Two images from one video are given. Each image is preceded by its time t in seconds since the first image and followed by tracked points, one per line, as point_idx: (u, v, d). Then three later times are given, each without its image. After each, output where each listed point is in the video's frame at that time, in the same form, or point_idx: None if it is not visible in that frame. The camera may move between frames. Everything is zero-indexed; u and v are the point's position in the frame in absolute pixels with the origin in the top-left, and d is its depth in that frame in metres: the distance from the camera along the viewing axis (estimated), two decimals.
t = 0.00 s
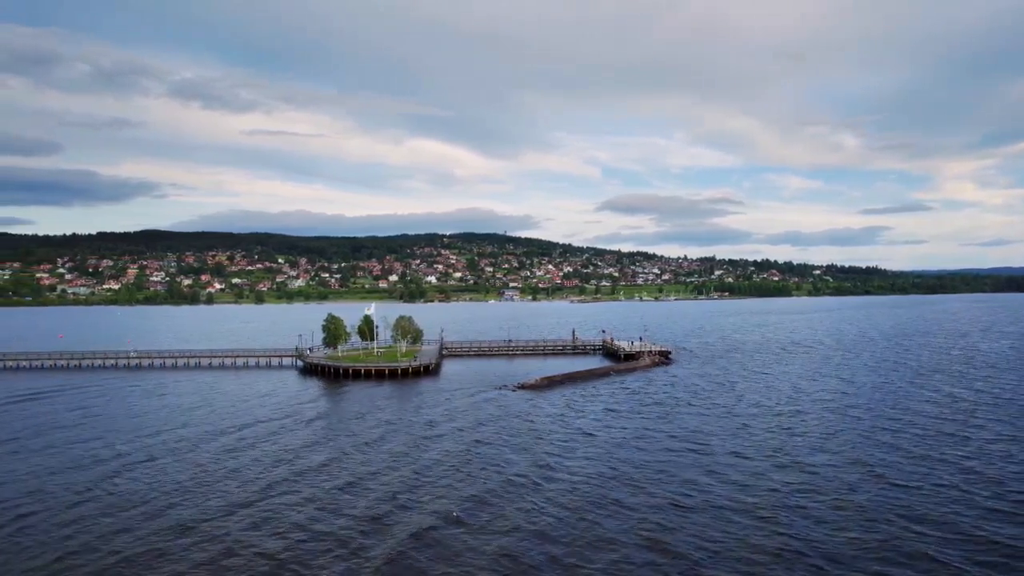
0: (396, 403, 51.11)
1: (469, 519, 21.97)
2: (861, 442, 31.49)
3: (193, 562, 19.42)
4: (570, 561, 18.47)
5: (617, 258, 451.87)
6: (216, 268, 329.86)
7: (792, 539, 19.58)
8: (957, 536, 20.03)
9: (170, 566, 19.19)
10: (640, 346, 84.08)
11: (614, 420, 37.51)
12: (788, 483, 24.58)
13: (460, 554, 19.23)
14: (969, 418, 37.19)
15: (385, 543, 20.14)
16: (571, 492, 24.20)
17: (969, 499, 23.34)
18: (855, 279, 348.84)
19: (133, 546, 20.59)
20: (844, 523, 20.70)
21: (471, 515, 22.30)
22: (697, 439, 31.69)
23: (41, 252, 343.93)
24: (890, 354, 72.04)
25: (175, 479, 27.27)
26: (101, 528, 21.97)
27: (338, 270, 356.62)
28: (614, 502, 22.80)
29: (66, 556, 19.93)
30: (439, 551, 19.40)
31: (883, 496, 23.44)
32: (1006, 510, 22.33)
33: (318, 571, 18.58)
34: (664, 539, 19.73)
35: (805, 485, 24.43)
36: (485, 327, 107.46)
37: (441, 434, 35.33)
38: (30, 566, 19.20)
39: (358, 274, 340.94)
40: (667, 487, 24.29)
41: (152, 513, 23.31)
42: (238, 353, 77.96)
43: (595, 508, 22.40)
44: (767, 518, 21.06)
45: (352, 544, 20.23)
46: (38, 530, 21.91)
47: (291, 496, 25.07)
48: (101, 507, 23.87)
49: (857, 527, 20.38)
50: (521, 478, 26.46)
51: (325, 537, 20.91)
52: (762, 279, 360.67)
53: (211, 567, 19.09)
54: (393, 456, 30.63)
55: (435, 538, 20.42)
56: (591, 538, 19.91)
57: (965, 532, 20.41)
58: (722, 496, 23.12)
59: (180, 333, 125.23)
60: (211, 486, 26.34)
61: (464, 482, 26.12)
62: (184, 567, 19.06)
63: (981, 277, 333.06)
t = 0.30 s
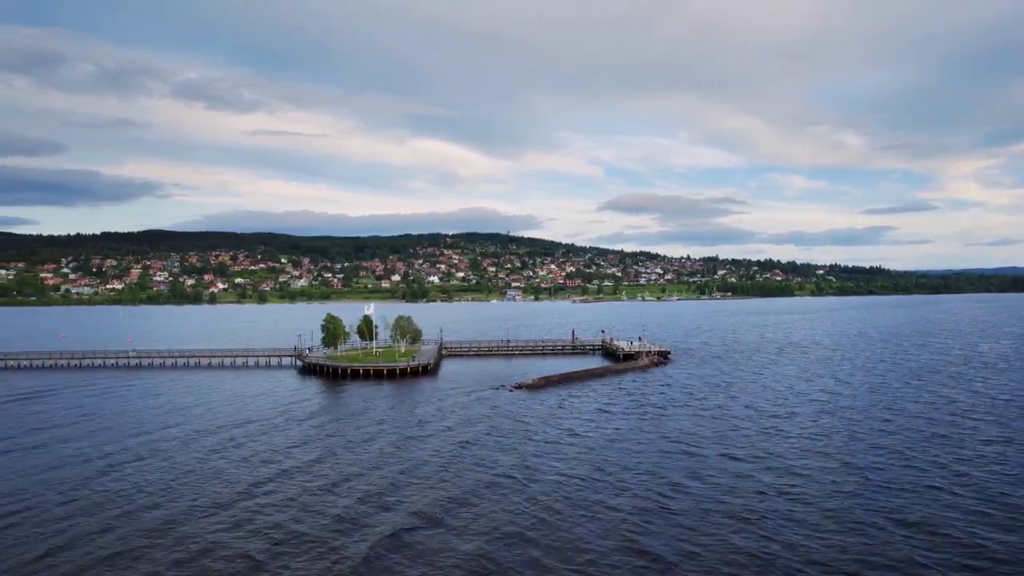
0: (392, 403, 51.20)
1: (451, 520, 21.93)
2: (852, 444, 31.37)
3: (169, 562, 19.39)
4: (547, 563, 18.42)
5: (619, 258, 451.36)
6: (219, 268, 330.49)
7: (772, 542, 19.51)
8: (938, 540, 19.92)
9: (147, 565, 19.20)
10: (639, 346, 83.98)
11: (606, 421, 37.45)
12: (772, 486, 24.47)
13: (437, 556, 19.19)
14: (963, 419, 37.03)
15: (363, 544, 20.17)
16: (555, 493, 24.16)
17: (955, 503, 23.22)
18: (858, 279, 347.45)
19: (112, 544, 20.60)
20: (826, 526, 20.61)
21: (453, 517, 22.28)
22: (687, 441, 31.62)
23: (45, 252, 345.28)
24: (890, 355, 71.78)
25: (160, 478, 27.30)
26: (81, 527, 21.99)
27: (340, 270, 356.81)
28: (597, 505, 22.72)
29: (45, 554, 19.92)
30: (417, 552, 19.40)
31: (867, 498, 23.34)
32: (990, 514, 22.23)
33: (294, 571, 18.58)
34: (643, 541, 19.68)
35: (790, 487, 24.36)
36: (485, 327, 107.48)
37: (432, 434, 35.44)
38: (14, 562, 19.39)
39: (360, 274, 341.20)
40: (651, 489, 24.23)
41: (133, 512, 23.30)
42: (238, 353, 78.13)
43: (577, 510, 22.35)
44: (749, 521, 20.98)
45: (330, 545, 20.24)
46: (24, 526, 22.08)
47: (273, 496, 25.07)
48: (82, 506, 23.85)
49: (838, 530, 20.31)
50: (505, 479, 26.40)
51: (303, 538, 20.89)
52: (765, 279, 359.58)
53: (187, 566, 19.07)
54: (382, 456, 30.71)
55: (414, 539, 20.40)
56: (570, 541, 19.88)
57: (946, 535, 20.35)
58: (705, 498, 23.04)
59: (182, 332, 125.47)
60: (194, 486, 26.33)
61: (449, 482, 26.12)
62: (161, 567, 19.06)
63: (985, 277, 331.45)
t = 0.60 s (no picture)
0: (387, 403, 51.29)
1: (432, 521, 21.93)
2: (843, 445, 31.25)
3: (147, 562, 19.44)
4: (525, 566, 18.38)
5: (623, 258, 450.80)
6: (222, 268, 331.19)
7: (753, 545, 19.45)
8: (921, 543, 19.82)
9: (125, 565, 19.24)
10: (638, 346, 83.86)
11: (598, 421, 37.39)
12: (758, 488, 24.41)
13: (415, 557, 19.20)
14: (957, 420, 36.86)
15: (341, 545, 20.21)
16: (539, 495, 24.13)
17: (941, 506, 23.10)
18: (862, 280, 346.31)
19: (92, 544, 20.68)
20: (809, 529, 20.54)
21: (435, 518, 22.27)
22: (676, 441, 31.54)
23: (49, 252, 346.62)
24: (889, 355, 71.52)
25: (146, 477, 27.39)
26: (63, 526, 22.06)
27: (343, 270, 357.08)
28: (581, 506, 22.69)
29: (25, 553, 19.99)
30: (395, 554, 19.40)
31: (853, 500, 23.25)
32: (976, 518, 22.11)
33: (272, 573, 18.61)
34: (623, 543, 19.65)
35: (776, 489, 24.28)
36: (485, 327, 107.51)
37: (424, 434, 35.50)
38: None
39: (363, 274, 341.47)
40: (636, 490, 24.19)
41: (116, 511, 23.36)
42: (237, 353, 78.30)
43: (560, 512, 22.32)
44: (731, 523, 20.93)
45: (311, 546, 20.29)
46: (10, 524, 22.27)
47: (258, 495, 25.14)
48: (67, 505, 23.94)
49: (820, 533, 20.23)
50: (491, 479, 26.40)
51: (283, 538, 20.94)
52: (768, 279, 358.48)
53: (166, 566, 19.12)
54: (371, 456, 30.79)
55: (393, 541, 20.41)
56: (550, 543, 19.86)
57: (929, 538, 20.25)
58: (690, 500, 22.98)
59: (183, 332, 125.70)
60: (180, 485, 26.43)
61: (434, 483, 26.14)
62: (138, 567, 19.10)
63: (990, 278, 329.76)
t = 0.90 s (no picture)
0: (384, 403, 51.31)
1: (413, 523, 21.88)
2: (833, 447, 31.11)
3: (125, 563, 19.44)
4: (508, 567, 18.40)
5: (625, 258, 450.36)
6: (225, 268, 331.68)
7: (735, 549, 19.35)
8: (905, 548, 19.70)
9: (107, 565, 19.28)
10: (637, 346, 83.82)
11: (590, 422, 37.29)
12: (744, 490, 24.29)
13: (393, 559, 19.16)
14: (951, 423, 36.67)
15: (321, 546, 20.20)
16: (524, 496, 24.07)
17: (928, 509, 22.96)
18: (866, 280, 345.23)
19: (72, 544, 20.70)
20: (792, 532, 20.44)
21: (417, 519, 22.24)
22: (666, 443, 31.42)
23: (53, 252, 347.49)
24: (889, 355, 71.33)
25: (131, 476, 27.43)
26: (45, 526, 22.08)
27: (346, 269, 357.30)
28: (565, 508, 22.61)
29: (8, 552, 20.05)
30: (374, 556, 19.37)
31: (839, 504, 23.10)
32: (963, 522, 21.97)
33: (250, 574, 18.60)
34: (604, 547, 19.57)
35: (762, 492, 24.16)
36: (485, 327, 107.56)
37: (417, 434, 35.54)
38: None
39: (365, 274, 341.75)
40: (622, 492, 24.11)
41: (98, 511, 23.37)
42: (236, 352, 78.46)
43: (543, 514, 22.25)
44: (714, 527, 20.83)
45: (298, 546, 20.35)
46: None
47: (241, 495, 25.14)
48: (56, 504, 24.01)
49: (804, 537, 20.11)
50: (476, 480, 26.33)
51: (263, 539, 20.92)
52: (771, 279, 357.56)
53: (144, 567, 19.11)
54: (363, 456, 30.80)
55: (374, 542, 20.38)
56: (531, 545, 19.79)
57: (914, 543, 20.11)
58: (674, 503, 22.89)
59: (184, 332, 125.87)
60: (165, 484, 26.48)
61: (419, 484, 26.09)
62: (116, 568, 19.09)
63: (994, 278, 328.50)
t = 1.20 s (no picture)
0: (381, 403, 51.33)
1: (396, 524, 21.80)
2: (826, 450, 30.96)
3: (105, 562, 19.37)
4: (494, 569, 18.39)
5: (628, 258, 449.67)
6: (228, 268, 332.20)
7: (720, 553, 19.24)
8: (892, 552, 19.56)
9: (92, 564, 19.30)
10: (637, 346, 83.66)
11: (583, 423, 37.24)
12: (732, 493, 24.16)
13: (373, 561, 19.08)
14: (946, 424, 36.55)
15: (300, 546, 20.19)
16: (510, 498, 23.98)
17: (918, 513, 22.80)
18: (871, 279, 343.67)
19: (52, 543, 20.68)
20: (777, 536, 20.30)
21: (400, 520, 22.16)
22: (658, 444, 31.31)
23: (58, 252, 348.60)
24: (890, 356, 71.03)
25: (117, 475, 27.44)
26: (26, 525, 22.07)
27: (349, 269, 357.56)
28: (553, 511, 22.53)
29: None
30: (353, 557, 19.31)
31: (827, 507, 22.96)
32: (953, 526, 21.91)
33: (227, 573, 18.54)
34: (587, 550, 19.45)
35: (750, 494, 24.03)
36: (486, 327, 107.58)
37: (410, 434, 35.47)
38: None
39: (369, 274, 341.93)
40: (609, 495, 24.01)
41: (79, 510, 23.30)
42: (236, 352, 78.58)
43: (528, 517, 22.13)
44: (699, 531, 20.67)
45: (283, 546, 20.32)
46: None
47: (226, 494, 25.17)
48: (45, 503, 24.03)
49: (790, 541, 19.97)
50: (463, 482, 26.24)
51: (243, 539, 20.88)
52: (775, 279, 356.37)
53: (122, 566, 19.07)
54: (354, 456, 30.76)
55: (354, 543, 20.32)
56: (512, 548, 19.70)
57: (901, 548, 19.97)
58: (660, 506, 22.75)
59: (186, 332, 126.09)
60: (150, 483, 26.46)
61: (403, 484, 26.08)
62: (94, 567, 19.05)
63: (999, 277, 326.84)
